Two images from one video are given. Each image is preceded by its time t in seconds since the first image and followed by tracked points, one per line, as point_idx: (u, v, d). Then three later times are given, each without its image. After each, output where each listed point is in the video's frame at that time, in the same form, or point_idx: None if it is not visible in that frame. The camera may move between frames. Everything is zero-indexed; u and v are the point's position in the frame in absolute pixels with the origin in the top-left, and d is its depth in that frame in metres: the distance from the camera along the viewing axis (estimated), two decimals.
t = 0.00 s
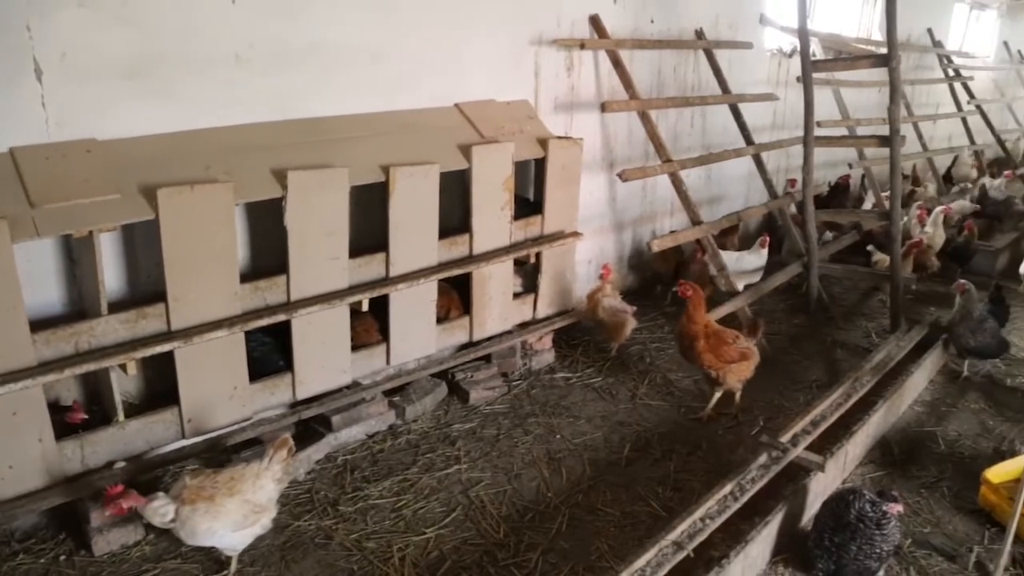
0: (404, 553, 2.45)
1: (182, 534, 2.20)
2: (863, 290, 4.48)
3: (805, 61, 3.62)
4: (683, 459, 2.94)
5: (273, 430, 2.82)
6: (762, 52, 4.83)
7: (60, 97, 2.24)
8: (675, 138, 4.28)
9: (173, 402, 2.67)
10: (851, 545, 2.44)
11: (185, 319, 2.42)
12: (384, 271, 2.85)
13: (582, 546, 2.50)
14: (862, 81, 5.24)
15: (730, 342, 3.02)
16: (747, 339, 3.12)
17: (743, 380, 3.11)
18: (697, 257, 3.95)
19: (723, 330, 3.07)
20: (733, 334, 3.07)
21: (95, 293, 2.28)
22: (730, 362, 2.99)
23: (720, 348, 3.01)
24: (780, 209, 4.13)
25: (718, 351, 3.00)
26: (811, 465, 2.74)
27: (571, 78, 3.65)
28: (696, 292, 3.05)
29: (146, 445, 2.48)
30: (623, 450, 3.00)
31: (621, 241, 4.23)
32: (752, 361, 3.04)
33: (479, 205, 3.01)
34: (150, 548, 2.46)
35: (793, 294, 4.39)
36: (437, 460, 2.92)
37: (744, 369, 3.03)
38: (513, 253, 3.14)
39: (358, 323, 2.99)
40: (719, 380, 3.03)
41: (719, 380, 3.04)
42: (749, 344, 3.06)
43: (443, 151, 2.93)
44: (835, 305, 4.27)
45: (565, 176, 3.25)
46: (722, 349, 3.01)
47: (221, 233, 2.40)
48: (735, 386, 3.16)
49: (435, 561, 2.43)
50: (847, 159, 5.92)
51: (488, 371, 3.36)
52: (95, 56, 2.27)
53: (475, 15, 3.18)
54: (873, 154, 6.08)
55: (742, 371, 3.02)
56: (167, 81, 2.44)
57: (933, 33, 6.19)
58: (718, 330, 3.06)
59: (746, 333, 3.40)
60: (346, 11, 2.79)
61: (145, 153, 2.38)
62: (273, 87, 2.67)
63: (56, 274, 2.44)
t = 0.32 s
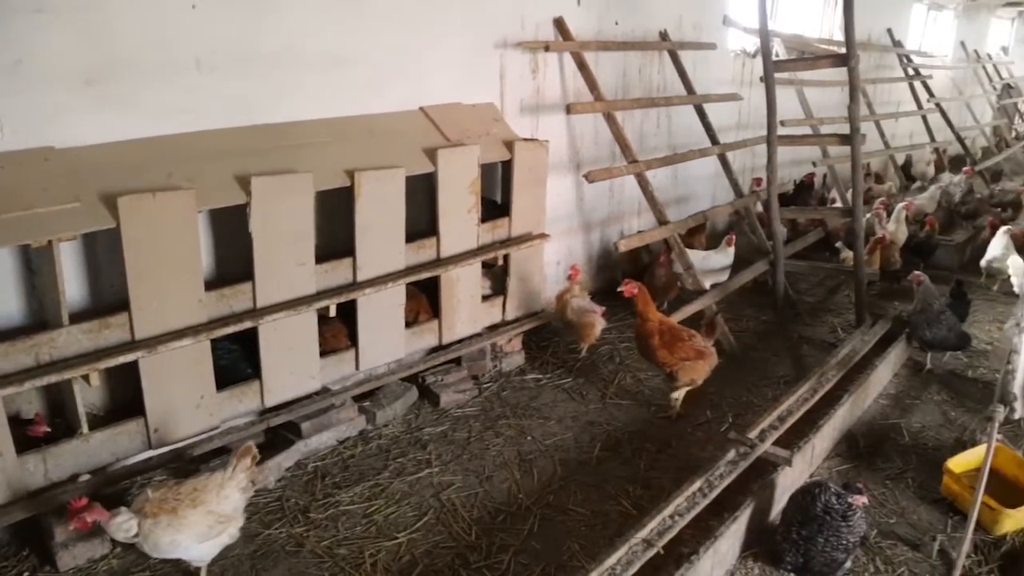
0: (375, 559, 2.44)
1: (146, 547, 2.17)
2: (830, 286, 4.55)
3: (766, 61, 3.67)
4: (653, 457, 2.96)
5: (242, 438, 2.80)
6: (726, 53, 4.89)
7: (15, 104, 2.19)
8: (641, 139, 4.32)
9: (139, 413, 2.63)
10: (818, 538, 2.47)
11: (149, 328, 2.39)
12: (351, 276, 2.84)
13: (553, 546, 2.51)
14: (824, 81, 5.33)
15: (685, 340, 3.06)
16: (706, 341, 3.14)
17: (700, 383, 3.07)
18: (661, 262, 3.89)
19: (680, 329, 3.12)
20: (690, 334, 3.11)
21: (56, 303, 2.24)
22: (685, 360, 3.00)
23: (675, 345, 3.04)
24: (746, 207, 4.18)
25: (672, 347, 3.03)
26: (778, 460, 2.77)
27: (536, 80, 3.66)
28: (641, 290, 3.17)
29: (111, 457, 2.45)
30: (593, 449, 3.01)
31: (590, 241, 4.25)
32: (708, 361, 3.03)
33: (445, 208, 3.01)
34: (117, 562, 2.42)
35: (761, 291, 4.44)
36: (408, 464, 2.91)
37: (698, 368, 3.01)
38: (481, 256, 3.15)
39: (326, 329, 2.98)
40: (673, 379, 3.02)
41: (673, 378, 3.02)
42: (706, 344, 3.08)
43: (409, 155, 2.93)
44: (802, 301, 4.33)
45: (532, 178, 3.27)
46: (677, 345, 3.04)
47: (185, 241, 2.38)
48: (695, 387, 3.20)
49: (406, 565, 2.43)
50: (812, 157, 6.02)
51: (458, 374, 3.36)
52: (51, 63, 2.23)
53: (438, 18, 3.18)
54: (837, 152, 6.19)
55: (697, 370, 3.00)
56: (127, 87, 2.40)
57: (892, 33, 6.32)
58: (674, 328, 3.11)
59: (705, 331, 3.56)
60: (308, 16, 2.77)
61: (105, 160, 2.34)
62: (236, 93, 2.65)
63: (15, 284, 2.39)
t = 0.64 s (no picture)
0: (341, 570, 2.43)
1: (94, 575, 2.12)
2: (793, 287, 4.62)
3: (725, 67, 3.71)
4: (619, 461, 2.99)
5: (205, 450, 2.76)
6: (687, 58, 4.96)
7: None
8: (605, 144, 4.35)
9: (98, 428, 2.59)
10: (780, 538, 2.49)
11: (108, 342, 2.36)
12: (314, 285, 2.83)
13: (520, 552, 2.52)
14: (784, 85, 5.42)
15: (647, 344, 3.08)
16: (668, 347, 3.15)
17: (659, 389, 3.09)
18: (624, 270, 3.87)
19: (642, 334, 3.15)
20: (652, 339, 3.13)
21: (10, 318, 2.20)
22: (644, 365, 3.02)
23: (635, 349, 3.07)
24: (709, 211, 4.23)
25: (632, 351, 3.06)
26: (743, 460, 2.80)
27: (498, 87, 3.68)
28: (605, 292, 3.20)
29: (70, 474, 2.40)
30: (560, 454, 3.03)
31: (555, 247, 4.27)
32: (668, 366, 3.05)
33: (409, 216, 3.01)
34: None
35: (726, 293, 4.50)
36: (374, 473, 2.90)
37: (658, 374, 3.04)
38: (445, 263, 3.15)
39: (290, 338, 2.96)
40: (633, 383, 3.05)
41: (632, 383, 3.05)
42: (667, 349, 3.09)
43: (371, 163, 2.93)
44: (766, 303, 4.40)
45: (495, 185, 3.28)
46: (637, 350, 3.06)
47: (142, 253, 2.35)
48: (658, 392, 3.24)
49: None
50: (774, 160, 6.11)
51: (424, 382, 3.35)
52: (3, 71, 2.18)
53: (399, 25, 3.18)
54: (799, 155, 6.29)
55: (655, 375, 3.03)
56: (83, 96, 2.35)
57: (850, 39, 6.46)
58: (636, 333, 3.14)
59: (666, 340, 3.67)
60: (268, 24, 2.75)
61: (61, 170, 2.29)
62: (195, 102, 2.61)
63: None
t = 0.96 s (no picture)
0: None
1: None
2: (746, 290, 4.72)
3: (674, 75, 3.78)
4: (574, 466, 3.01)
5: (155, 467, 2.71)
6: (639, 66, 5.04)
7: None
8: (558, 152, 4.39)
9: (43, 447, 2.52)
10: (732, 538, 2.52)
11: (51, 359, 2.30)
12: (266, 297, 2.80)
13: (476, 560, 2.52)
14: (734, 92, 5.53)
15: (594, 353, 3.09)
16: (615, 354, 3.18)
17: (606, 396, 3.16)
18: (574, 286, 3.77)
19: (590, 342, 3.15)
20: (599, 347, 3.14)
21: None
22: (592, 374, 3.06)
23: (584, 358, 3.08)
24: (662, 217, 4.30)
25: (580, 360, 3.07)
26: (695, 462, 2.84)
27: (451, 96, 3.69)
28: (552, 302, 3.19)
29: (12, 496, 2.33)
30: (516, 461, 3.04)
31: (510, 254, 4.30)
32: (616, 375, 3.10)
33: (361, 226, 3.01)
34: None
35: (681, 297, 4.57)
36: (330, 486, 2.88)
37: (605, 383, 3.09)
38: (398, 273, 3.15)
39: (242, 352, 2.92)
40: (581, 393, 3.09)
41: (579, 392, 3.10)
42: (615, 357, 3.13)
43: (322, 174, 2.92)
44: (719, 306, 4.48)
45: (448, 194, 3.30)
46: (585, 359, 3.08)
47: (85, 268, 2.31)
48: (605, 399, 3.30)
49: None
50: (726, 165, 6.24)
51: (380, 393, 3.34)
52: None
53: (349, 35, 3.17)
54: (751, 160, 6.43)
55: (602, 384, 3.08)
56: (23, 106, 2.28)
57: (798, 47, 6.63)
58: (584, 342, 3.13)
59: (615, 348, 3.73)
60: (216, 34, 2.72)
61: None
62: (142, 113, 2.57)
63: None
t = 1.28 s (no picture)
0: None
1: None
2: (702, 296, 4.79)
3: (626, 85, 3.84)
4: (534, 475, 3.03)
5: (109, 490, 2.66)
6: (592, 77, 5.11)
7: None
8: (514, 163, 4.43)
9: None
10: (690, 541, 2.55)
11: None
12: (220, 313, 2.77)
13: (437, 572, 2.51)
14: (687, 100, 5.63)
15: (544, 366, 3.12)
16: (565, 367, 3.22)
17: (557, 408, 3.19)
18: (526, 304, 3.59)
19: (540, 355, 3.18)
20: (549, 360, 3.17)
21: None
22: (542, 387, 3.08)
23: (533, 372, 3.11)
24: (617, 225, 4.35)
25: (530, 374, 3.10)
26: (653, 467, 2.88)
27: (404, 108, 3.70)
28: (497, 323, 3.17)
29: None
30: (476, 472, 3.05)
31: (467, 265, 4.31)
32: (566, 387, 3.13)
33: (315, 240, 3.00)
34: None
35: (639, 304, 4.63)
36: (288, 503, 2.85)
37: (556, 395, 3.12)
38: (354, 287, 3.15)
39: (197, 369, 2.88)
40: (533, 406, 3.12)
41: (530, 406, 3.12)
42: (565, 370, 3.16)
43: (274, 189, 2.90)
44: (677, 312, 4.55)
45: (403, 206, 3.30)
46: (535, 372, 3.11)
47: (29, 288, 2.26)
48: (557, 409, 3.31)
49: None
50: (681, 173, 6.34)
51: (339, 407, 3.32)
52: None
53: (299, 49, 3.17)
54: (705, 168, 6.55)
55: (552, 397, 3.10)
56: None
57: (748, 55, 6.78)
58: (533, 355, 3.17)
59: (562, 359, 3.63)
60: (163, 49, 2.70)
61: None
62: (88, 129, 2.53)
63: None
